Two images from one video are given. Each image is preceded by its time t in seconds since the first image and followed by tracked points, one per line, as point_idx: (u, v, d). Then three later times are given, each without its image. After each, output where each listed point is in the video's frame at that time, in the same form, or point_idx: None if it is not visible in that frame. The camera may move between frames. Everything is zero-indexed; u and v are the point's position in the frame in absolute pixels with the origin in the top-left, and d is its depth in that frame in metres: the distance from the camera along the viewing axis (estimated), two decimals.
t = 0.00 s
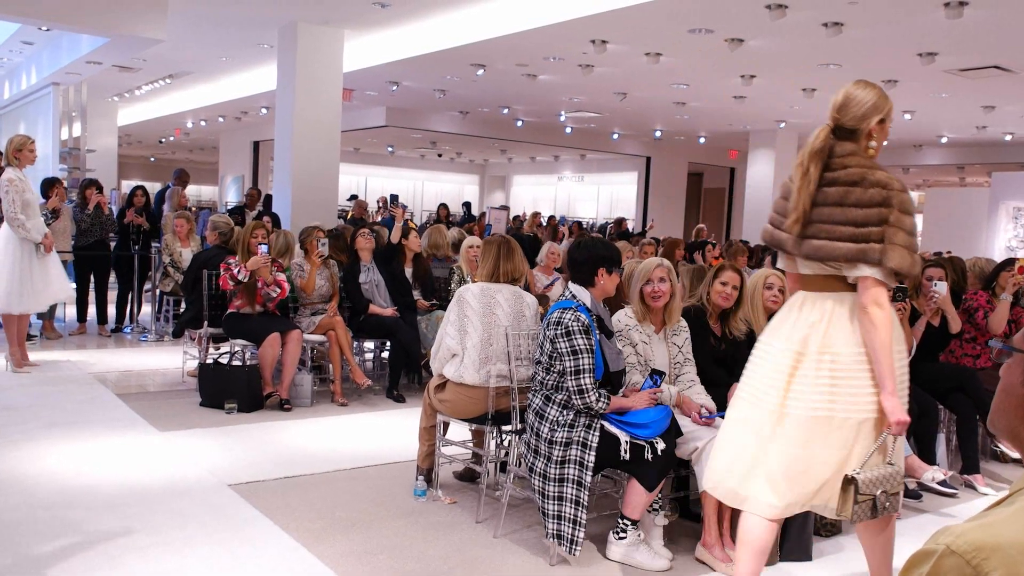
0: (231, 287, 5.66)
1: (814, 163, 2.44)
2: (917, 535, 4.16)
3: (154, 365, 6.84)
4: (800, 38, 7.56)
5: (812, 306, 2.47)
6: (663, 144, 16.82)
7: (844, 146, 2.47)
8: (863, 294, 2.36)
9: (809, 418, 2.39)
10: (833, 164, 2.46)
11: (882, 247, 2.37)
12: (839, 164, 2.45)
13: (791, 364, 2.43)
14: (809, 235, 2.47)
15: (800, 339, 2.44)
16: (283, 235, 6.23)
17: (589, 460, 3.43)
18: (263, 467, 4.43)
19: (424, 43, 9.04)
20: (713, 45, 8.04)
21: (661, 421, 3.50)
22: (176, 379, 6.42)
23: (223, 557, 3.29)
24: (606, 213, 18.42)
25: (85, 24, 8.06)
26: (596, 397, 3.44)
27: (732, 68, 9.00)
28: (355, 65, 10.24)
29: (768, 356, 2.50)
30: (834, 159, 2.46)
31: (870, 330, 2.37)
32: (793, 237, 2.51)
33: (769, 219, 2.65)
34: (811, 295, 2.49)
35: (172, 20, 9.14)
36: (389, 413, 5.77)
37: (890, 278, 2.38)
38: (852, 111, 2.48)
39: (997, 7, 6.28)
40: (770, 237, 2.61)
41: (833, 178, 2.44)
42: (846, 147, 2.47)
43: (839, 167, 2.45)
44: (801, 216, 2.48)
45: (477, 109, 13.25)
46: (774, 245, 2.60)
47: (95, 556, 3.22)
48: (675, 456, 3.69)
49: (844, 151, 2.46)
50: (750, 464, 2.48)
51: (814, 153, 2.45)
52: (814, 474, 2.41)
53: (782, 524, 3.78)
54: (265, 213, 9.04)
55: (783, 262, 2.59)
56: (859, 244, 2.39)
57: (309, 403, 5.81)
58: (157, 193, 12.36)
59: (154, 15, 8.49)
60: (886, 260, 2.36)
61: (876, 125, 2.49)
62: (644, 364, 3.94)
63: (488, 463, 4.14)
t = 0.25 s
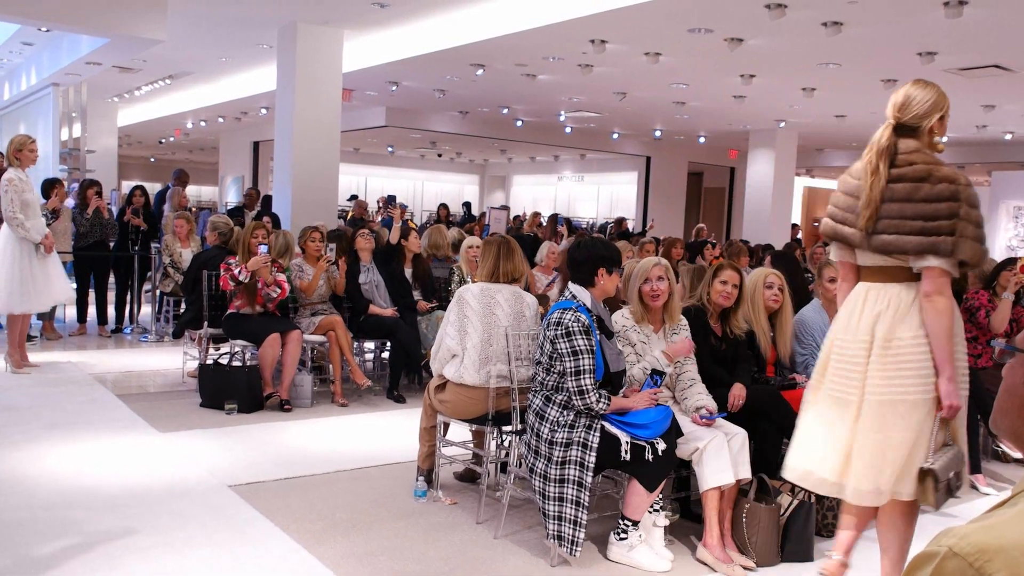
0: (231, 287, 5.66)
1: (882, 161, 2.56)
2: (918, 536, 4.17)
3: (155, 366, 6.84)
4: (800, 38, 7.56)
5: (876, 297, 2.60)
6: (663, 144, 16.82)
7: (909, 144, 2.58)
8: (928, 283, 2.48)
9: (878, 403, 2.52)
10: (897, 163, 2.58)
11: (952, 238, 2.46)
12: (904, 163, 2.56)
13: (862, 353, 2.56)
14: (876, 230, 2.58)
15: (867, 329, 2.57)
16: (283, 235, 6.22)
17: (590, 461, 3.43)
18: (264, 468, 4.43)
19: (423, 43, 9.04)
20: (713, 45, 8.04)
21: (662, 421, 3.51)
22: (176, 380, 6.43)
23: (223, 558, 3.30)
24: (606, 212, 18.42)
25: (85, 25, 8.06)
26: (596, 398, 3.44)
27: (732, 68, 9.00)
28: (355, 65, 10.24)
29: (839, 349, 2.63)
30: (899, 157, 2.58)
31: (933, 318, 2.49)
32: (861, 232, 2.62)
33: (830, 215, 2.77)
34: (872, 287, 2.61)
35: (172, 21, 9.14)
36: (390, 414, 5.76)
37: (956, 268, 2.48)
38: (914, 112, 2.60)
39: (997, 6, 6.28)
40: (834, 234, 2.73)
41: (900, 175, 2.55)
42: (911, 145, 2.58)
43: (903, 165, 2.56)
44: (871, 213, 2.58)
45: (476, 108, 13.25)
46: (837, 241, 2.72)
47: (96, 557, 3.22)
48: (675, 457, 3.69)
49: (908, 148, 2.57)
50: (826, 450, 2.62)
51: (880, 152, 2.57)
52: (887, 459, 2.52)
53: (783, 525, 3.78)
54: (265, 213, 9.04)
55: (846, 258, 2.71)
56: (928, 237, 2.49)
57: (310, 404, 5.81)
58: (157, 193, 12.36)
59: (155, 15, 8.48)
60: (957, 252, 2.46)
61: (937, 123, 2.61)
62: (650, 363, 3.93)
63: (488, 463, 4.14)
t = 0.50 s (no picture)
0: (232, 288, 5.66)
1: (935, 171, 2.62)
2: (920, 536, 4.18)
3: (155, 367, 6.83)
4: (800, 37, 7.56)
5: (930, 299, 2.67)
6: (664, 144, 16.81)
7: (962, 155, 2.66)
8: (993, 287, 2.57)
9: (943, 404, 2.63)
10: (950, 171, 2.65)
11: (1015, 241, 2.54)
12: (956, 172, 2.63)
13: (913, 359, 2.68)
14: (933, 237, 2.63)
15: (919, 335, 2.67)
16: (283, 235, 6.21)
17: (591, 462, 3.43)
18: (265, 469, 4.43)
19: (423, 43, 9.03)
20: (713, 45, 8.04)
21: (664, 422, 3.51)
22: (176, 381, 6.42)
23: (224, 560, 3.29)
24: (606, 212, 18.42)
25: (84, 25, 8.05)
26: (597, 399, 3.44)
27: (732, 67, 9.00)
28: (354, 66, 10.23)
29: (889, 352, 2.76)
30: (950, 166, 2.64)
31: (994, 317, 2.60)
32: (916, 240, 2.66)
33: (875, 223, 2.83)
34: (923, 291, 2.69)
35: (171, 21, 9.14)
36: (391, 415, 5.76)
37: (1016, 270, 2.57)
38: (961, 123, 2.68)
39: (997, 5, 6.27)
40: (882, 241, 2.78)
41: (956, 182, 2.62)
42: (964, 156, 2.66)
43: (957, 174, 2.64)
44: (926, 220, 2.63)
45: (476, 108, 13.24)
46: (885, 248, 2.77)
47: (96, 559, 3.22)
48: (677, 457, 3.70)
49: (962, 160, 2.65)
50: (901, 455, 2.72)
51: (932, 163, 2.64)
52: (962, 456, 2.61)
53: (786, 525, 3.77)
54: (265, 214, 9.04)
55: (891, 264, 2.77)
56: (992, 240, 2.56)
57: (310, 405, 5.80)
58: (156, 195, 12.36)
59: (154, 16, 8.48)
60: (1018, 254, 2.55)
61: (982, 134, 2.70)
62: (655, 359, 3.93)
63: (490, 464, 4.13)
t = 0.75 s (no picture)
0: (235, 289, 5.64)
1: (986, 177, 2.67)
2: (926, 537, 4.17)
3: (157, 369, 6.83)
4: (801, 35, 7.54)
5: (985, 301, 2.66)
6: (665, 144, 16.81)
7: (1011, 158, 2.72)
8: None
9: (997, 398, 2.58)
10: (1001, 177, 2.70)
11: None
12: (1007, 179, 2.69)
13: (969, 354, 2.63)
14: (992, 243, 2.68)
15: (976, 333, 2.63)
16: (284, 236, 6.19)
17: (596, 463, 3.41)
18: (268, 471, 4.42)
19: (424, 43, 9.02)
20: (714, 44, 8.02)
21: (668, 423, 3.50)
22: (179, 383, 6.41)
23: (226, 563, 3.28)
24: (609, 212, 18.41)
25: (84, 27, 8.04)
26: (601, 401, 3.43)
27: (733, 66, 8.98)
28: (355, 66, 10.22)
29: (946, 350, 2.70)
30: (1002, 172, 2.70)
31: None
32: (976, 245, 2.70)
33: (929, 236, 2.86)
34: (982, 292, 2.67)
35: (172, 23, 9.12)
36: (394, 416, 5.75)
37: None
38: (1010, 129, 2.71)
39: (1000, 2, 6.24)
40: (939, 250, 2.80)
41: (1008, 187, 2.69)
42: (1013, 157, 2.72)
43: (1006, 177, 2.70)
44: (983, 227, 2.69)
45: (478, 109, 13.23)
46: (943, 256, 2.78)
47: (99, 562, 3.21)
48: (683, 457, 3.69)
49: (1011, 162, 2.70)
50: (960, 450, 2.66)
51: (983, 169, 2.68)
52: None
53: (791, 526, 3.76)
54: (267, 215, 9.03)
55: (949, 269, 2.77)
56: None
57: (313, 406, 5.79)
58: (158, 197, 12.36)
59: (154, 17, 8.46)
60: None
61: None
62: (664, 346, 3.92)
63: (493, 466, 4.12)
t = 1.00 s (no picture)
0: (242, 291, 5.64)
1: None
2: (938, 538, 4.14)
3: (164, 372, 6.82)
4: (808, 33, 7.49)
5: None
6: (671, 143, 16.77)
7: None
8: None
9: None
10: None
11: None
12: None
13: None
14: None
15: None
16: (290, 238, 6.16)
17: (605, 466, 3.39)
18: (275, 474, 4.40)
19: (429, 43, 9.00)
20: (721, 42, 7.98)
21: (678, 424, 3.47)
22: (185, 385, 6.40)
23: (233, 567, 3.26)
24: (615, 211, 18.37)
25: (90, 29, 8.06)
26: (610, 403, 3.40)
27: (739, 65, 8.95)
28: (360, 67, 10.20)
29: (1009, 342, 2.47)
30: None
31: None
32: None
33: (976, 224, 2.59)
34: None
35: (176, 24, 9.11)
36: (401, 417, 5.73)
37: None
38: None
39: None
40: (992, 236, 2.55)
41: None
42: None
43: None
44: None
45: (483, 109, 13.21)
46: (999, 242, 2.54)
47: (106, 567, 3.19)
48: (692, 459, 3.66)
49: None
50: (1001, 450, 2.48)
51: None
52: None
53: (803, 527, 3.73)
54: (273, 217, 9.02)
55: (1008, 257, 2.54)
56: None
57: (320, 408, 5.77)
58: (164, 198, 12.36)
59: (159, 18, 8.47)
60: None
61: None
62: (675, 318, 3.78)
63: (501, 468, 4.09)
